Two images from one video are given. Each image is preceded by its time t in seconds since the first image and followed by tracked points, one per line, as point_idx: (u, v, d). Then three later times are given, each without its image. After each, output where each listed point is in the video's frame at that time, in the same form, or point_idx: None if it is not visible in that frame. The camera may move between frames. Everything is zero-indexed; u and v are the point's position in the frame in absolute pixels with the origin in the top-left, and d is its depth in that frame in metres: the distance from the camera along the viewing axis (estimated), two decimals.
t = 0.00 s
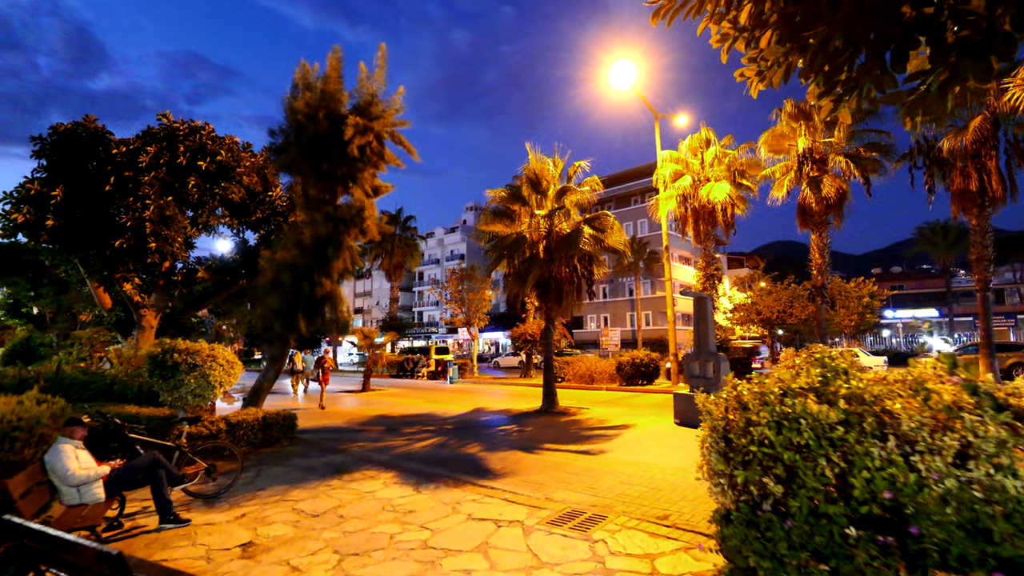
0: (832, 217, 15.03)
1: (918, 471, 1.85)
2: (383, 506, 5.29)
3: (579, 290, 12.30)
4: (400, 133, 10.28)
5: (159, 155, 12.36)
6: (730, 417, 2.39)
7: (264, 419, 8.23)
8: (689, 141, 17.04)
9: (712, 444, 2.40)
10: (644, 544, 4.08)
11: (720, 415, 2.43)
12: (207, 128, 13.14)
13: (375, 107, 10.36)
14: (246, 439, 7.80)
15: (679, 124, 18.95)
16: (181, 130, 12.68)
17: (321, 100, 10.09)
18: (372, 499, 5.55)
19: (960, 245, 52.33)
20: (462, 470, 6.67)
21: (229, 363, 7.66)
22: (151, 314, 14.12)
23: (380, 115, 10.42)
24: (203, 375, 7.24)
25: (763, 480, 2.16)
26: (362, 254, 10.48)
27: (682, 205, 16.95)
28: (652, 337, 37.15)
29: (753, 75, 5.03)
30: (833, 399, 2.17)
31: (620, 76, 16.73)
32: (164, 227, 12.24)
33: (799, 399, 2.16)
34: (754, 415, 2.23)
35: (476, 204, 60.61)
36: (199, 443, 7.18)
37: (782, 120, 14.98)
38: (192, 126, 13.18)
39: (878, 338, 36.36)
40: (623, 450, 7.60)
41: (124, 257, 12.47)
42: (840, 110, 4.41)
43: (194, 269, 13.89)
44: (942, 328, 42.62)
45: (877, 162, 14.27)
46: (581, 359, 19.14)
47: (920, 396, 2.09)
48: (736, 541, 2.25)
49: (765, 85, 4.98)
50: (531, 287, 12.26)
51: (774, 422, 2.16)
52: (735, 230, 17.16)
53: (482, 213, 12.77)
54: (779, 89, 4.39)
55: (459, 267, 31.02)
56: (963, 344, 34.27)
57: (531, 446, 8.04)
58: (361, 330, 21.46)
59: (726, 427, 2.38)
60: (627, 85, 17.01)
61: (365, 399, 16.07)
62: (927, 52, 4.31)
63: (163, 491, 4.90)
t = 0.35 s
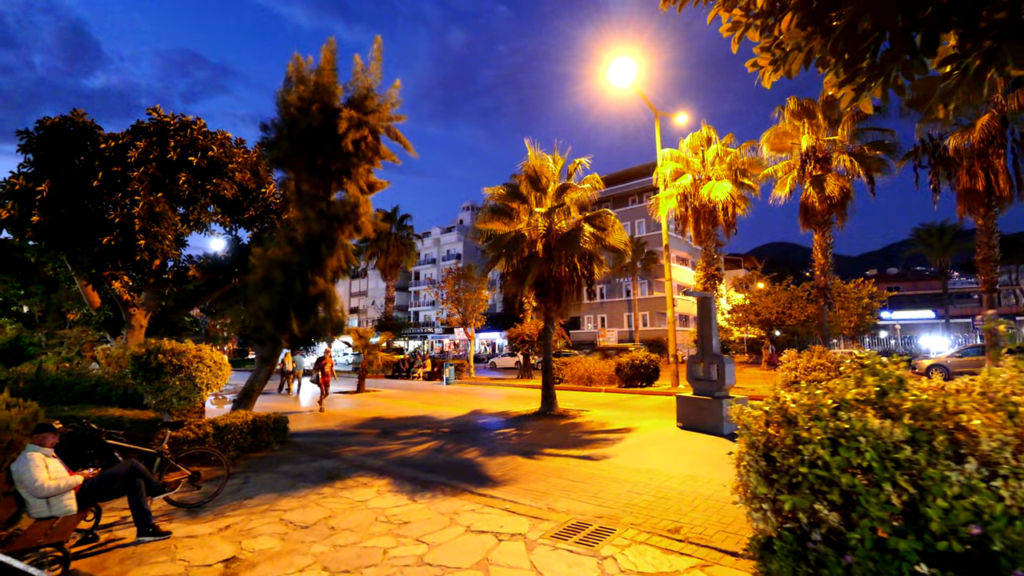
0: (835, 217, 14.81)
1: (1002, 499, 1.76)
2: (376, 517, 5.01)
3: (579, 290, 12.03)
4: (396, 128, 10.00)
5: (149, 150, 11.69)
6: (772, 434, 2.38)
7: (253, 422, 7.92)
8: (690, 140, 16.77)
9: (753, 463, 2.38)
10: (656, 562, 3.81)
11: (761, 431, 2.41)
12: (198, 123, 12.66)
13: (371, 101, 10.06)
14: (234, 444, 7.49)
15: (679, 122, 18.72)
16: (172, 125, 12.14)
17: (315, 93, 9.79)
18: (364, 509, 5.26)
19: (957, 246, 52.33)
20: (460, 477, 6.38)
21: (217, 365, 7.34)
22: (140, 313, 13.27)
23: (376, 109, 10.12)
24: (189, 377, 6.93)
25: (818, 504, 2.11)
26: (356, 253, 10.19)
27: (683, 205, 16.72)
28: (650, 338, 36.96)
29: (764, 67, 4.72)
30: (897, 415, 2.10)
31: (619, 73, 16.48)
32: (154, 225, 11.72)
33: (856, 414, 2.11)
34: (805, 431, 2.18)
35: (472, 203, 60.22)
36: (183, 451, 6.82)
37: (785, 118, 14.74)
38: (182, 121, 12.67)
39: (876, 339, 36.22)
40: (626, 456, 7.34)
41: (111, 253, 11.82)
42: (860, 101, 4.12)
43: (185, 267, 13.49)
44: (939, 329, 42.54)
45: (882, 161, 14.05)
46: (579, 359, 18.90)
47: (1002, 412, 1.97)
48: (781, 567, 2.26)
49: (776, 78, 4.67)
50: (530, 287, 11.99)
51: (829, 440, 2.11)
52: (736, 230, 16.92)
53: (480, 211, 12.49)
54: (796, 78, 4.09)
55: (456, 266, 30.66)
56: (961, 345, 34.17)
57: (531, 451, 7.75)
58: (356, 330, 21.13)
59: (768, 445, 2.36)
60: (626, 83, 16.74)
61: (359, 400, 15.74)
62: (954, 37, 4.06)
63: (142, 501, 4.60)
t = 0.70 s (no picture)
0: (841, 215, 14.56)
1: None
2: (371, 523, 4.75)
3: (581, 288, 11.77)
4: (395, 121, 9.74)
5: (142, 145, 11.26)
6: (823, 441, 2.42)
7: (246, 423, 7.66)
8: (693, 136, 16.51)
9: (802, 474, 2.43)
10: None
11: (810, 437, 2.47)
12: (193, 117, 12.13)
13: (369, 93, 9.81)
14: (226, 445, 7.27)
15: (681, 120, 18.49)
16: (166, 119, 11.63)
17: (311, 85, 9.53)
18: (358, 515, 4.99)
19: (958, 246, 52.18)
20: (459, 481, 6.12)
21: (208, 364, 7.07)
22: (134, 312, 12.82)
23: (374, 102, 9.87)
24: (177, 376, 6.65)
25: (882, 521, 2.12)
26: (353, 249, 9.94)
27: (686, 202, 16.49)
28: (650, 338, 36.69)
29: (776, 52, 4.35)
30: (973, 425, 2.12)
31: (621, 68, 16.23)
32: (147, 221, 11.21)
33: (922, 416, 2.20)
34: (868, 439, 2.23)
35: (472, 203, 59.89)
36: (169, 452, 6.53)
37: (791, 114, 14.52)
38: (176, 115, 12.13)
39: (878, 339, 36.03)
40: (632, 459, 7.08)
41: (103, 249, 11.35)
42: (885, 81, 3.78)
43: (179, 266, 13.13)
44: (941, 328, 42.41)
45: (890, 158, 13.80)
46: (580, 359, 18.67)
47: None
48: None
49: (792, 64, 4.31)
50: (531, 285, 11.71)
51: (898, 448, 2.14)
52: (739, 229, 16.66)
53: (481, 207, 12.23)
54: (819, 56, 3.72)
55: (455, 265, 30.33)
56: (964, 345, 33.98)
57: (533, 453, 7.49)
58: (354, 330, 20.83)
59: (817, 453, 2.41)
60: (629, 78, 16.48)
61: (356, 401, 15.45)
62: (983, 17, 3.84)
63: (122, 507, 4.34)
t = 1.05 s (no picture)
0: (844, 214, 14.32)
1: None
2: (362, 538, 4.46)
3: (580, 288, 11.49)
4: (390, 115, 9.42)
5: (129, 139, 10.49)
6: (897, 471, 2.09)
7: (233, 428, 7.38)
8: (694, 134, 16.23)
9: (872, 509, 2.10)
10: None
11: (880, 466, 2.14)
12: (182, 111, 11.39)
13: (363, 87, 9.49)
14: (211, 452, 7.00)
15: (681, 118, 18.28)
16: (154, 114, 10.90)
17: (303, 77, 9.20)
18: (349, 529, 4.69)
19: (953, 246, 52.39)
20: (456, 490, 5.83)
21: (192, 366, 6.73)
22: (122, 312, 12.25)
23: (368, 95, 9.54)
24: (159, 380, 6.32)
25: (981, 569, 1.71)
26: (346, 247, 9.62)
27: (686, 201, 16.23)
28: (648, 338, 36.53)
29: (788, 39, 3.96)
30: None
31: (621, 64, 15.97)
32: (135, 218, 10.43)
33: None
34: (963, 472, 1.83)
35: (468, 202, 59.60)
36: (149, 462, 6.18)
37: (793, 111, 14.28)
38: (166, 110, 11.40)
39: (875, 339, 36.07)
40: (637, 465, 6.81)
41: (89, 248, 10.60)
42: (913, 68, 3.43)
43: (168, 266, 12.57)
44: (936, 328, 42.54)
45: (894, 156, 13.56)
46: (579, 359, 18.41)
47: None
48: None
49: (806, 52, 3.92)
50: (530, 284, 11.43)
51: (1001, 483, 1.70)
52: (740, 228, 16.40)
53: (478, 204, 11.93)
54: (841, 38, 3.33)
55: (452, 265, 30.02)
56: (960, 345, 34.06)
57: (534, 459, 7.19)
58: (348, 330, 20.56)
59: (891, 485, 2.08)
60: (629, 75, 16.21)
61: (350, 402, 15.15)
62: None
63: (92, 522, 4.02)
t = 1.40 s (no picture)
0: (849, 211, 14.11)
1: None
2: (359, 548, 4.20)
3: (581, 286, 11.23)
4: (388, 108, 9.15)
5: (121, 133, 9.86)
6: (1011, 495, 2.02)
7: (225, 430, 7.11)
8: (696, 131, 15.96)
9: (981, 538, 2.02)
10: None
11: (986, 489, 2.08)
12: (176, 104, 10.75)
13: (360, 79, 9.21)
14: (202, 455, 6.74)
15: (682, 115, 18.04)
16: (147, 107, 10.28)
17: (298, 69, 8.90)
18: (345, 538, 4.44)
19: (953, 247, 52.28)
20: (458, 496, 5.57)
21: (182, 366, 6.45)
22: (115, 311, 11.74)
23: (365, 88, 9.26)
24: (148, 380, 6.06)
25: None
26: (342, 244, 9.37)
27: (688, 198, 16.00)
28: (647, 338, 36.32)
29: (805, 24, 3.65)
30: None
31: (622, 60, 15.74)
32: (126, 214, 9.76)
33: None
34: None
35: (466, 201, 59.25)
36: (134, 466, 5.94)
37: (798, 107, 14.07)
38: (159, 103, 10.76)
39: (876, 340, 35.90)
40: (644, 469, 6.55)
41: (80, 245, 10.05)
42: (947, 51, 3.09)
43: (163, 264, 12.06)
44: (936, 328, 42.39)
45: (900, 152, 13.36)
46: (579, 359, 18.16)
47: None
48: None
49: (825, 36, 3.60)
50: (531, 282, 11.19)
51: None
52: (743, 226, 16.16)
53: (478, 201, 11.67)
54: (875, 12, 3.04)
55: (450, 263, 29.72)
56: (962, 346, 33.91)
57: (537, 463, 6.93)
58: (345, 330, 20.27)
59: (1002, 511, 2.01)
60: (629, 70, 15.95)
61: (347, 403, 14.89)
62: None
63: (70, 534, 3.76)
